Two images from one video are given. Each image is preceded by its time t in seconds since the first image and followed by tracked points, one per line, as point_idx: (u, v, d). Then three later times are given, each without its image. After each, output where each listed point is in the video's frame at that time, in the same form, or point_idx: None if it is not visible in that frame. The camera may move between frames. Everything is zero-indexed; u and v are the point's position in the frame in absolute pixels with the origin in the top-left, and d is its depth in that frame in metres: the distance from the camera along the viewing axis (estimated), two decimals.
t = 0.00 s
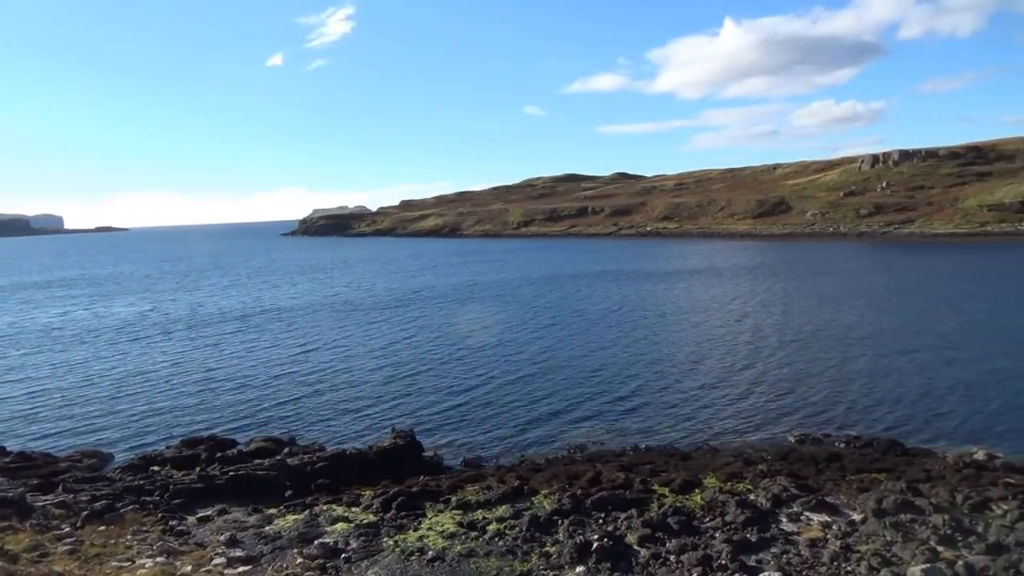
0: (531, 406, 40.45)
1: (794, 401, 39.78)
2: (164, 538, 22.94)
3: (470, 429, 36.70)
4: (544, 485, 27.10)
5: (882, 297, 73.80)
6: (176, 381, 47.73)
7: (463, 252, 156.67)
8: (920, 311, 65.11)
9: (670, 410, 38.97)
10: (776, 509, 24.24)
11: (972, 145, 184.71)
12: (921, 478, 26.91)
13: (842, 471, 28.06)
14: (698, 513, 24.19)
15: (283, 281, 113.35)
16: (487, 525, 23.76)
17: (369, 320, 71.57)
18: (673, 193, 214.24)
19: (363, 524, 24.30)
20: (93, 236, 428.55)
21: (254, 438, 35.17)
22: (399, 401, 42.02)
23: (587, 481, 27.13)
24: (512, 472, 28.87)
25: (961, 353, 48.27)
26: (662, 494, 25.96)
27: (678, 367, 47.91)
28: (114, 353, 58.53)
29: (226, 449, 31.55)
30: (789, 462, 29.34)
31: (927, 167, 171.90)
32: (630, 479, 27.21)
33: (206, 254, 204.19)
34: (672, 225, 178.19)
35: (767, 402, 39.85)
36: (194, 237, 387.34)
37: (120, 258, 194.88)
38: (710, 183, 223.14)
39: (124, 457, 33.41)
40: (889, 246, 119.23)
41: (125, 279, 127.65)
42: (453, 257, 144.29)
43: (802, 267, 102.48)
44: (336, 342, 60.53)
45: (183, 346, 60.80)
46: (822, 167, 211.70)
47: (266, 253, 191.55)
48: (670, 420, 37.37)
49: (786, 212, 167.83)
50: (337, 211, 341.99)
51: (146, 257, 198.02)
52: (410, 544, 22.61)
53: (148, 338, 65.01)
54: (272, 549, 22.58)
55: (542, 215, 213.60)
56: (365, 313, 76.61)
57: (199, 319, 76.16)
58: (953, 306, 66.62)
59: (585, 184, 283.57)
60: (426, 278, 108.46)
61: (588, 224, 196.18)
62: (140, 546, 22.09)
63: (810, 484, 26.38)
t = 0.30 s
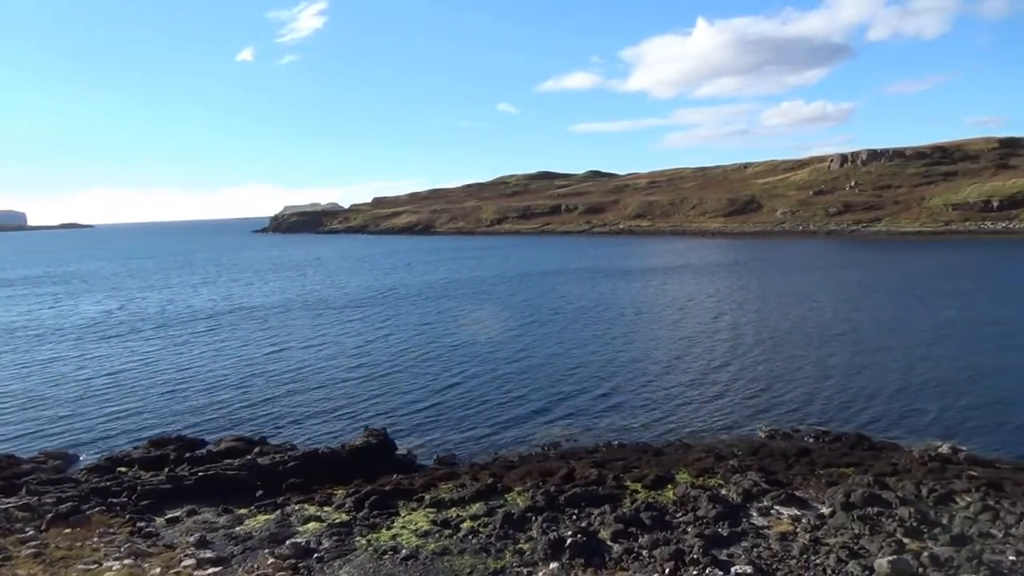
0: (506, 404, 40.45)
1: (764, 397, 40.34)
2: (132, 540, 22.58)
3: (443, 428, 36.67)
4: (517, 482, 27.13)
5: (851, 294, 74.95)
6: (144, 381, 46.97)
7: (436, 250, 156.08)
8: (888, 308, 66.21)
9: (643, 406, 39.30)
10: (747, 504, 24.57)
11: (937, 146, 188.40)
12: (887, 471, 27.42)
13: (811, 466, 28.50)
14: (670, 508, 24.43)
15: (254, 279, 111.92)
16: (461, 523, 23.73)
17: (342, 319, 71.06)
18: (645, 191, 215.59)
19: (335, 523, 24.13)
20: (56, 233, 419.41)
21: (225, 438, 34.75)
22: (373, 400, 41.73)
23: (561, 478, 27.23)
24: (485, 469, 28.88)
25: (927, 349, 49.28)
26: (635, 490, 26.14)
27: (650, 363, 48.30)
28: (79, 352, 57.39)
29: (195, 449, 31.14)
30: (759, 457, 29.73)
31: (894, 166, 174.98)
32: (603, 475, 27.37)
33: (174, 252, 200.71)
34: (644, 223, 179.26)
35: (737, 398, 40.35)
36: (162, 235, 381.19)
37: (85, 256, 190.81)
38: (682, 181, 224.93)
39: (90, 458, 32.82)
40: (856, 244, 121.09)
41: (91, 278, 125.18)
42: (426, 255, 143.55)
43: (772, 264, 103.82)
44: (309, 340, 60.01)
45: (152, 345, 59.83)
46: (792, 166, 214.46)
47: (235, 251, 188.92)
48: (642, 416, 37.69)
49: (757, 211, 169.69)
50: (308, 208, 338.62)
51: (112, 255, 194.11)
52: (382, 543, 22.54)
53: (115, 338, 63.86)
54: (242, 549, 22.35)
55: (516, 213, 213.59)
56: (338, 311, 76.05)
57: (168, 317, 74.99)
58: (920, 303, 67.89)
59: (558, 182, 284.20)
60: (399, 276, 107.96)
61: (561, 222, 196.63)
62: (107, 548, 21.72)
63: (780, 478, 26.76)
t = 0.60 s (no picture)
0: (474, 400, 40.44)
1: (729, 391, 40.95)
2: (91, 543, 22.09)
3: (410, 425, 36.57)
4: (485, 478, 27.15)
5: (814, 290, 76.42)
6: (104, 380, 45.93)
7: (404, 246, 155.28)
8: (849, 303, 67.65)
9: (610, 402, 39.61)
10: (712, 497, 24.92)
11: (895, 145, 192.77)
12: (848, 464, 28.03)
13: (774, 459, 29.00)
14: (637, 502, 24.67)
15: (217, 275, 110.13)
16: (429, 520, 23.67)
17: (308, 316, 70.32)
18: (613, 188, 216.97)
19: (301, 522, 23.89)
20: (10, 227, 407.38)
21: (187, 436, 34.17)
22: (341, 397, 41.39)
23: (529, 474, 27.33)
24: (453, 466, 28.84)
25: (886, 343, 50.50)
26: (602, 485, 26.33)
27: (618, 359, 48.68)
28: (36, 351, 55.91)
29: (157, 448, 30.57)
30: (724, 450, 30.18)
31: (855, 165, 178.68)
32: (571, 471, 27.53)
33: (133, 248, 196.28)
34: (611, 220, 180.35)
35: (703, 392, 40.89)
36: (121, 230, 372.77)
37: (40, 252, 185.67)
38: (649, 178, 226.83)
39: (47, 459, 32.02)
40: (818, 241, 123.35)
41: (46, 274, 121.86)
42: (393, 251, 142.55)
43: (736, 261, 105.34)
44: (274, 338, 59.30)
45: (111, 343, 58.53)
46: (756, 164, 217.65)
47: (197, 247, 185.46)
48: (610, 411, 38.00)
49: (722, 208, 171.88)
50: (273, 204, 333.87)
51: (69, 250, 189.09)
52: (349, 541, 22.38)
53: (73, 335, 62.35)
54: (206, 550, 22.00)
55: (484, 209, 213.30)
56: (304, 308, 75.24)
57: (128, 315, 73.46)
58: (880, 298, 69.53)
59: (526, 178, 284.62)
60: (366, 272, 107.20)
61: (529, 218, 197.00)
62: (65, 551, 21.22)
63: (744, 471, 27.19)
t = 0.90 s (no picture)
0: (443, 396, 40.36)
1: (695, 384, 41.48)
2: (49, 545, 21.61)
3: (379, 421, 36.41)
4: (454, 473, 27.14)
5: (779, 283, 77.77)
6: (63, 379, 44.86)
7: (371, 241, 154.20)
8: (812, 296, 68.96)
9: (578, 396, 39.88)
10: (679, 489, 25.22)
11: (856, 141, 196.66)
12: (811, 454, 28.60)
13: (739, 450, 29.46)
14: (605, 495, 24.87)
15: (180, 271, 108.25)
16: (397, 516, 23.58)
17: (273, 312, 69.52)
18: (581, 183, 218.00)
19: (267, 520, 23.62)
20: None
21: (150, 435, 33.58)
22: (308, 394, 41.00)
23: (497, 468, 27.38)
24: (421, 461, 28.77)
25: (849, 336, 51.55)
26: (571, 478, 26.49)
27: (586, 353, 48.99)
28: None
29: (118, 448, 29.99)
30: (691, 443, 30.56)
31: (817, 161, 182.02)
32: (540, 465, 27.64)
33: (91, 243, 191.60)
34: (579, 215, 181.17)
35: (670, 385, 41.36)
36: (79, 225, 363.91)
37: None
38: (616, 173, 228.26)
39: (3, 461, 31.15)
40: (782, 236, 125.45)
41: None
42: (360, 247, 141.47)
43: (701, 255, 106.56)
44: (239, 334, 58.50)
45: (70, 341, 57.18)
46: (721, 159, 220.39)
47: (159, 242, 181.85)
48: (578, 406, 38.24)
49: (688, 203, 173.74)
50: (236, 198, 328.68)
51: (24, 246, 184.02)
52: (317, 539, 22.20)
53: (30, 333, 60.77)
54: (170, 550, 21.65)
55: (451, 204, 212.67)
56: (269, 304, 74.37)
57: (88, 312, 71.88)
58: (842, 292, 71.05)
59: (494, 173, 284.53)
60: (333, 267, 106.28)
61: (497, 213, 197.00)
62: (22, 555, 20.73)
63: (710, 463, 27.56)
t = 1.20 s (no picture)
0: (405, 392, 40.19)
1: (656, 381, 42.00)
2: None
3: (339, 418, 36.12)
4: (415, 470, 27.04)
5: (736, 280, 79.23)
6: (10, 377, 43.43)
7: (332, 236, 152.61)
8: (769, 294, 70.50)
9: (540, 392, 40.07)
10: (639, 484, 25.52)
11: (813, 142, 200.91)
12: (768, 449, 29.16)
13: (698, 445, 29.92)
14: (566, 490, 25.04)
15: (134, 266, 105.68)
16: (357, 514, 23.42)
17: (232, 308, 68.34)
18: (544, 180, 218.72)
19: (224, 519, 23.24)
20: None
21: (103, 435, 32.76)
22: (267, 391, 40.43)
23: (459, 465, 27.37)
24: (383, 459, 28.61)
25: (805, 333, 52.75)
26: (532, 474, 26.60)
27: (548, 350, 49.22)
28: None
29: (68, 447, 29.20)
30: (651, 438, 30.96)
31: (776, 161, 185.54)
32: (502, 461, 27.71)
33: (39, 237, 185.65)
34: (542, 212, 181.64)
35: (631, 382, 41.79)
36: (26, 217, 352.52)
37: None
38: (579, 171, 229.58)
39: None
40: (741, 234, 127.65)
41: None
42: (321, 242, 139.80)
43: (662, 252, 108.03)
44: (197, 330, 57.40)
45: (18, 337, 55.41)
46: (682, 158, 223.25)
47: (112, 236, 177.01)
48: (540, 402, 38.43)
49: (649, 201, 175.47)
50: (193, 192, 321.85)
51: None
52: (275, 538, 21.92)
53: None
54: (122, 552, 21.17)
55: (414, 200, 211.39)
56: (228, 300, 73.11)
57: (36, 307, 69.69)
58: (798, 289, 72.71)
59: (457, 169, 283.64)
60: (293, 263, 104.87)
61: (460, 209, 196.46)
62: None
63: (670, 458, 27.95)
